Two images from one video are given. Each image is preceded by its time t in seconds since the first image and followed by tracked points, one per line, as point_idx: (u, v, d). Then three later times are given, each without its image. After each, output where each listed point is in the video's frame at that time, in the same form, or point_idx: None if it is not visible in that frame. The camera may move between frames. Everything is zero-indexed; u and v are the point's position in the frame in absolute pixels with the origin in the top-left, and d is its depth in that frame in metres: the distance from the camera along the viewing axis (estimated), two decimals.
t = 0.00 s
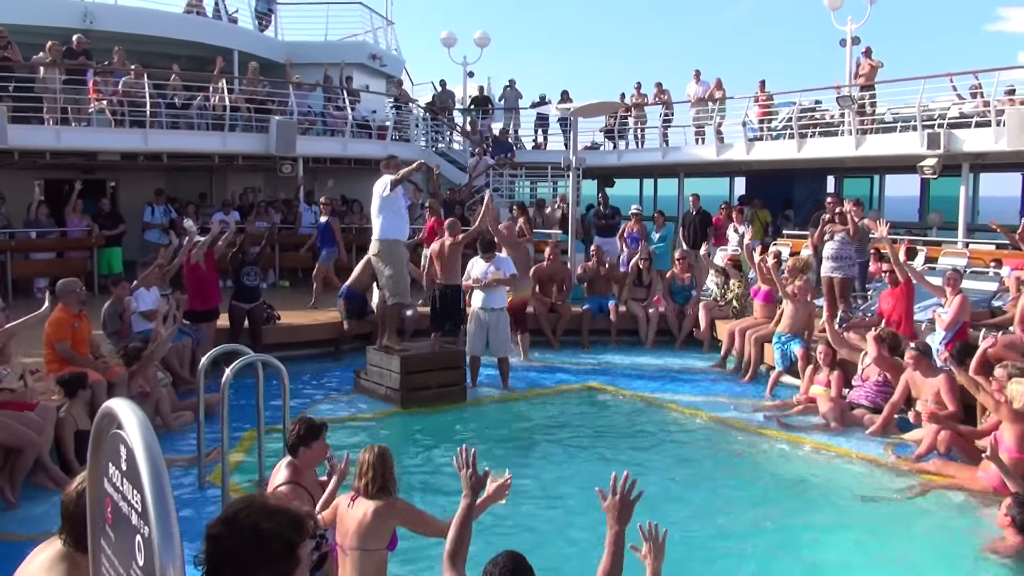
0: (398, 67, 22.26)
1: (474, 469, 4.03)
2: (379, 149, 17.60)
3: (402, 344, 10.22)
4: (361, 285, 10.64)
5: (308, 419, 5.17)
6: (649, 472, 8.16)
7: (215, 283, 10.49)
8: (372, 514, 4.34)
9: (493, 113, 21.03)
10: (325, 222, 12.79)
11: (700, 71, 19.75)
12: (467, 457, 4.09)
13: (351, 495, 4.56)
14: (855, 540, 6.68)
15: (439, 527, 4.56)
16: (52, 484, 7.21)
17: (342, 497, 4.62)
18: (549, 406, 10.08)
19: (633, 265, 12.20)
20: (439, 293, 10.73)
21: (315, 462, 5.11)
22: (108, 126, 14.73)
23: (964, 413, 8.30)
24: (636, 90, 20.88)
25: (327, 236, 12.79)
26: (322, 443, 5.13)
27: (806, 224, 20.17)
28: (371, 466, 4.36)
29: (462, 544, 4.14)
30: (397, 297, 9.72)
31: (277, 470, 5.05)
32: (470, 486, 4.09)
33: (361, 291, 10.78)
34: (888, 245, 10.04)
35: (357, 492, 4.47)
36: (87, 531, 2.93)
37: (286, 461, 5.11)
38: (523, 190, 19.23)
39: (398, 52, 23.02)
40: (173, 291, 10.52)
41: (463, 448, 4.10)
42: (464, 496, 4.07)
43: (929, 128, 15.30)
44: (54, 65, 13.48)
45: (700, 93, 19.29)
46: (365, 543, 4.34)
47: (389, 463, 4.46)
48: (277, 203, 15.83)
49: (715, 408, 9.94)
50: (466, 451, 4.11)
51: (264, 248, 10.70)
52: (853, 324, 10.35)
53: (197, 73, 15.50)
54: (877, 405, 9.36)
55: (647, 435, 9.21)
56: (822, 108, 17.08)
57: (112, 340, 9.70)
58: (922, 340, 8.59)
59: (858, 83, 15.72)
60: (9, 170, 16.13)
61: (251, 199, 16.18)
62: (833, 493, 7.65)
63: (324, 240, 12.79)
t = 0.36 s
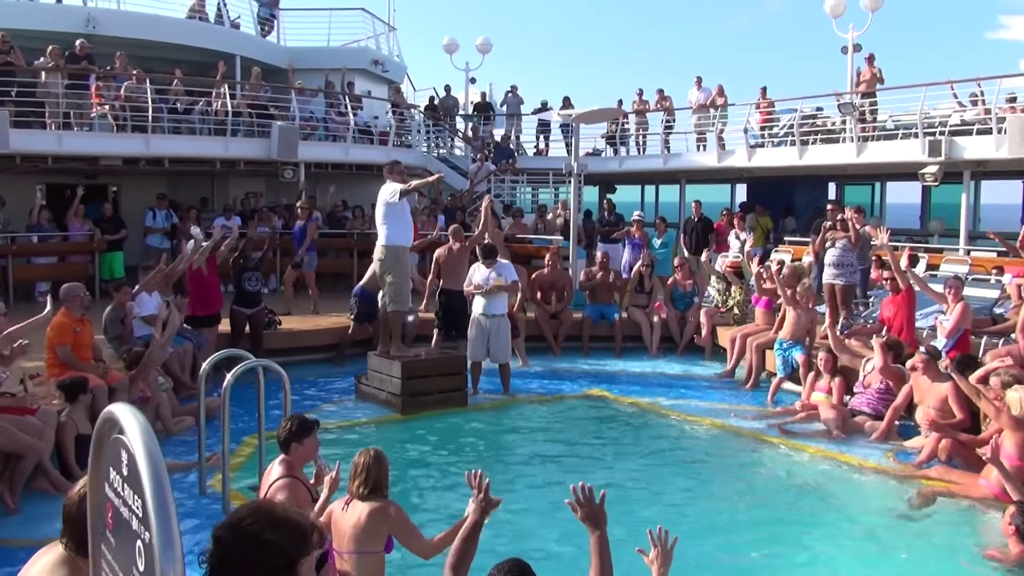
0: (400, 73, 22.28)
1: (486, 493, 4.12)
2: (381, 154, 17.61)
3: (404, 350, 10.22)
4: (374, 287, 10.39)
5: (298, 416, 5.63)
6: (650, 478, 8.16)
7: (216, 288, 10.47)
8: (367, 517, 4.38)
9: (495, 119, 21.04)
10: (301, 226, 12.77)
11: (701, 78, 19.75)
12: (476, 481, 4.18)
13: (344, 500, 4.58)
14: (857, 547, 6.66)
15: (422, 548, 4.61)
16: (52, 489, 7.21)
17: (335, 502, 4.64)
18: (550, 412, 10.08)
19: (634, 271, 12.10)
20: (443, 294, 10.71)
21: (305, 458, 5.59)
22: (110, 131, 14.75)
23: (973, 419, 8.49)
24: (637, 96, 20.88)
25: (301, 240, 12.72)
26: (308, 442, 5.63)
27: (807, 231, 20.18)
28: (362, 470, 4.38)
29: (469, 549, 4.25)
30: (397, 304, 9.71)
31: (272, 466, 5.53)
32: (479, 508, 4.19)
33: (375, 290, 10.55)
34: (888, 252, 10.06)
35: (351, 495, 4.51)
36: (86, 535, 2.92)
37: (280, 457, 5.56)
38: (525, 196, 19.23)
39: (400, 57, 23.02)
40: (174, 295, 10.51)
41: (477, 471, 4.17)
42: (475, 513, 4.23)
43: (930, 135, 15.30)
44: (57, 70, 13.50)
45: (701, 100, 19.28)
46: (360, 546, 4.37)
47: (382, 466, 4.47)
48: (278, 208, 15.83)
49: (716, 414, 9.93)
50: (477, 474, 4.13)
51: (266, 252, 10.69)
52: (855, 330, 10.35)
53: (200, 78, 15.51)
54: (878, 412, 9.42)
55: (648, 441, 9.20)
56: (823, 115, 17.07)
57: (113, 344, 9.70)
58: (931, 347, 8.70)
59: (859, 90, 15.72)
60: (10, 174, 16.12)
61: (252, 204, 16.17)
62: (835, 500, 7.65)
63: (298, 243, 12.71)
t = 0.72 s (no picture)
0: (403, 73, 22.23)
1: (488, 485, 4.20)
2: (384, 155, 17.61)
3: (407, 350, 10.23)
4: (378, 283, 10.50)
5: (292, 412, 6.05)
6: (652, 480, 8.15)
7: (219, 288, 10.45)
8: (362, 519, 4.42)
9: (497, 120, 21.04)
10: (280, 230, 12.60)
11: (704, 79, 19.72)
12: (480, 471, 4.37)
13: (342, 501, 4.62)
14: (859, 550, 6.66)
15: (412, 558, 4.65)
16: (54, 488, 7.25)
17: (333, 504, 4.69)
18: (552, 414, 10.08)
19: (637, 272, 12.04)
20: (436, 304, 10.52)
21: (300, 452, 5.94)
22: (113, 130, 14.77)
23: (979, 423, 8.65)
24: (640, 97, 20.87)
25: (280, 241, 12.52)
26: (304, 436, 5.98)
27: (810, 233, 20.16)
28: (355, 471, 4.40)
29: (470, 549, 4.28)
30: (402, 304, 9.74)
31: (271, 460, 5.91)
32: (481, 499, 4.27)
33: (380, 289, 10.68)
34: (891, 255, 10.06)
35: (347, 496, 4.54)
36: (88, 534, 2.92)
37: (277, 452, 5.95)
38: (528, 198, 19.27)
39: (403, 58, 23.00)
40: (176, 295, 10.53)
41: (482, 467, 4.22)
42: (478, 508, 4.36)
43: (934, 138, 15.27)
44: (61, 69, 13.50)
45: (705, 101, 19.25)
46: (359, 547, 4.39)
47: (377, 465, 4.50)
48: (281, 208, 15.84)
49: (718, 417, 9.94)
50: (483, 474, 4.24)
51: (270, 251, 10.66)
52: (857, 333, 10.37)
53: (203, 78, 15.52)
54: (881, 415, 9.50)
55: (650, 444, 9.20)
56: (827, 117, 17.04)
57: (115, 343, 9.71)
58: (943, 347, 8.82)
59: (863, 93, 15.70)
60: (13, 173, 16.14)
61: (255, 204, 16.19)
62: (837, 502, 7.66)
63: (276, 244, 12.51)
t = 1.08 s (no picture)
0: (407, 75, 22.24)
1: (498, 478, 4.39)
2: (386, 157, 17.57)
3: (409, 354, 10.20)
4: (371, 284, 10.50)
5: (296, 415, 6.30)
6: (657, 485, 8.10)
7: (221, 290, 10.37)
8: (365, 524, 4.40)
9: (500, 122, 20.99)
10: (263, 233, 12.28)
11: (708, 81, 19.66)
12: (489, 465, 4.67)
13: (342, 504, 4.58)
14: (866, 555, 6.61)
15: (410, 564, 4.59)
16: (55, 490, 7.23)
17: (332, 505, 4.63)
18: (555, 417, 10.04)
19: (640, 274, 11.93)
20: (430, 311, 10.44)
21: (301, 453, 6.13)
22: (115, 132, 14.75)
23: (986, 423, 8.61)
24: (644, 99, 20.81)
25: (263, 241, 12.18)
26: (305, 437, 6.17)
27: (815, 236, 20.10)
28: (355, 475, 4.38)
29: (484, 542, 4.50)
30: (405, 307, 9.67)
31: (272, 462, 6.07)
32: (493, 489, 4.50)
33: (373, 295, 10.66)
34: (897, 257, 10.05)
35: (349, 500, 4.50)
36: (89, 539, 2.86)
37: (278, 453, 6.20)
38: (529, 200, 19.10)
39: (406, 59, 22.94)
40: (178, 297, 10.46)
41: (489, 459, 4.41)
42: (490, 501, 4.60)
43: (939, 140, 15.22)
44: (62, 70, 13.47)
45: (709, 103, 19.19)
46: (361, 551, 4.37)
47: (377, 468, 4.51)
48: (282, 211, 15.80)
49: (722, 421, 9.89)
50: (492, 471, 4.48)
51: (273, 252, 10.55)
52: (862, 337, 10.33)
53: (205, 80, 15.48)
54: (885, 418, 9.45)
55: (654, 448, 9.15)
56: (832, 119, 16.97)
57: (116, 347, 9.67)
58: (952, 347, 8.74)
59: (867, 95, 15.63)
60: (14, 176, 16.13)
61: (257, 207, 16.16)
62: (843, 507, 7.61)
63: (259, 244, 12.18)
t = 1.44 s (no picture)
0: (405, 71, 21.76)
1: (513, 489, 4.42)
2: (383, 155, 17.19)
3: (406, 359, 9.85)
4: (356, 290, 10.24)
5: (290, 425, 6.20)
6: (663, 498, 7.75)
7: (212, 294, 10.00)
8: (360, 531, 4.15)
9: (501, 120, 20.60)
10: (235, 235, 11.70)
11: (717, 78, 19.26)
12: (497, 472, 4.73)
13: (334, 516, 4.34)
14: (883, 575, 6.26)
15: None
16: (41, 499, 6.87)
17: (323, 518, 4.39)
18: (557, 425, 9.69)
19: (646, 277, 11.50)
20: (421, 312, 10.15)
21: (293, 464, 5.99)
22: (103, 129, 14.41)
23: (1003, 428, 8.29)
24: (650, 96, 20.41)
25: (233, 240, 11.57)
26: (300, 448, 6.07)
27: (827, 237, 19.70)
28: (350, 480, 4.19)
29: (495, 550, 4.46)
30: (403, 310, 9.28)
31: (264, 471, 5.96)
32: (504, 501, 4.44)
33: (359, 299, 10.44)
34: (913, 260, 9.68)
35: (342, 509, 4.27)
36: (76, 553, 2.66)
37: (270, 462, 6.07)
38: (532, 200, 18.65)
39: (404, 55, 22.54)
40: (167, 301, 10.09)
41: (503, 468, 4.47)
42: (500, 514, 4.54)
43: (956, 138, 14.84)
44: (48, 65, 13.13)
45: (717, 100, 18.80)
46: (356, 560, 4.11)
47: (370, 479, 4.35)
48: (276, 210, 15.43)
49: (729, 429, 9.53)
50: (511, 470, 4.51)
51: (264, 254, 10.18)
52: (876, 342, 9.93)
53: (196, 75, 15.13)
54: (901, 428, 9.14)
55: (659, 459, 8.80)
56: (844, 117, 16.59)
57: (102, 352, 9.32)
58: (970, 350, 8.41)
59: (882, 91, 15.25)
60: None
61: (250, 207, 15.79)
62: (860, 522, 7.29)
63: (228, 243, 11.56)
